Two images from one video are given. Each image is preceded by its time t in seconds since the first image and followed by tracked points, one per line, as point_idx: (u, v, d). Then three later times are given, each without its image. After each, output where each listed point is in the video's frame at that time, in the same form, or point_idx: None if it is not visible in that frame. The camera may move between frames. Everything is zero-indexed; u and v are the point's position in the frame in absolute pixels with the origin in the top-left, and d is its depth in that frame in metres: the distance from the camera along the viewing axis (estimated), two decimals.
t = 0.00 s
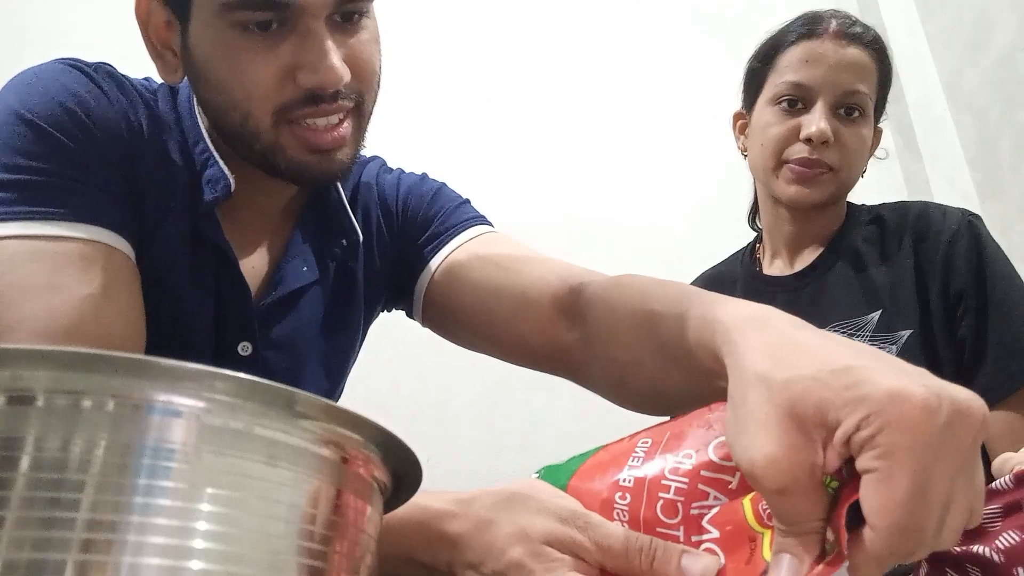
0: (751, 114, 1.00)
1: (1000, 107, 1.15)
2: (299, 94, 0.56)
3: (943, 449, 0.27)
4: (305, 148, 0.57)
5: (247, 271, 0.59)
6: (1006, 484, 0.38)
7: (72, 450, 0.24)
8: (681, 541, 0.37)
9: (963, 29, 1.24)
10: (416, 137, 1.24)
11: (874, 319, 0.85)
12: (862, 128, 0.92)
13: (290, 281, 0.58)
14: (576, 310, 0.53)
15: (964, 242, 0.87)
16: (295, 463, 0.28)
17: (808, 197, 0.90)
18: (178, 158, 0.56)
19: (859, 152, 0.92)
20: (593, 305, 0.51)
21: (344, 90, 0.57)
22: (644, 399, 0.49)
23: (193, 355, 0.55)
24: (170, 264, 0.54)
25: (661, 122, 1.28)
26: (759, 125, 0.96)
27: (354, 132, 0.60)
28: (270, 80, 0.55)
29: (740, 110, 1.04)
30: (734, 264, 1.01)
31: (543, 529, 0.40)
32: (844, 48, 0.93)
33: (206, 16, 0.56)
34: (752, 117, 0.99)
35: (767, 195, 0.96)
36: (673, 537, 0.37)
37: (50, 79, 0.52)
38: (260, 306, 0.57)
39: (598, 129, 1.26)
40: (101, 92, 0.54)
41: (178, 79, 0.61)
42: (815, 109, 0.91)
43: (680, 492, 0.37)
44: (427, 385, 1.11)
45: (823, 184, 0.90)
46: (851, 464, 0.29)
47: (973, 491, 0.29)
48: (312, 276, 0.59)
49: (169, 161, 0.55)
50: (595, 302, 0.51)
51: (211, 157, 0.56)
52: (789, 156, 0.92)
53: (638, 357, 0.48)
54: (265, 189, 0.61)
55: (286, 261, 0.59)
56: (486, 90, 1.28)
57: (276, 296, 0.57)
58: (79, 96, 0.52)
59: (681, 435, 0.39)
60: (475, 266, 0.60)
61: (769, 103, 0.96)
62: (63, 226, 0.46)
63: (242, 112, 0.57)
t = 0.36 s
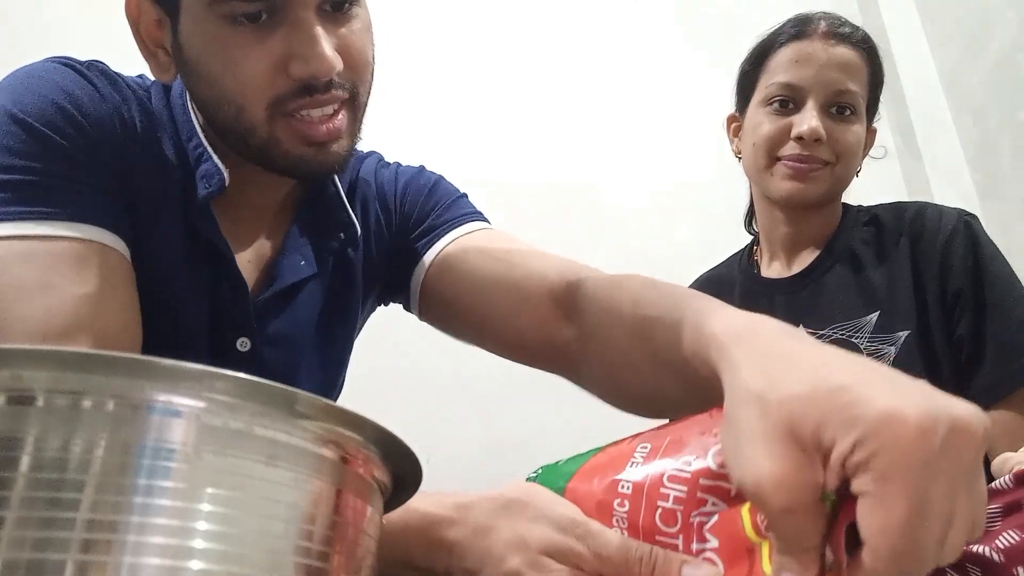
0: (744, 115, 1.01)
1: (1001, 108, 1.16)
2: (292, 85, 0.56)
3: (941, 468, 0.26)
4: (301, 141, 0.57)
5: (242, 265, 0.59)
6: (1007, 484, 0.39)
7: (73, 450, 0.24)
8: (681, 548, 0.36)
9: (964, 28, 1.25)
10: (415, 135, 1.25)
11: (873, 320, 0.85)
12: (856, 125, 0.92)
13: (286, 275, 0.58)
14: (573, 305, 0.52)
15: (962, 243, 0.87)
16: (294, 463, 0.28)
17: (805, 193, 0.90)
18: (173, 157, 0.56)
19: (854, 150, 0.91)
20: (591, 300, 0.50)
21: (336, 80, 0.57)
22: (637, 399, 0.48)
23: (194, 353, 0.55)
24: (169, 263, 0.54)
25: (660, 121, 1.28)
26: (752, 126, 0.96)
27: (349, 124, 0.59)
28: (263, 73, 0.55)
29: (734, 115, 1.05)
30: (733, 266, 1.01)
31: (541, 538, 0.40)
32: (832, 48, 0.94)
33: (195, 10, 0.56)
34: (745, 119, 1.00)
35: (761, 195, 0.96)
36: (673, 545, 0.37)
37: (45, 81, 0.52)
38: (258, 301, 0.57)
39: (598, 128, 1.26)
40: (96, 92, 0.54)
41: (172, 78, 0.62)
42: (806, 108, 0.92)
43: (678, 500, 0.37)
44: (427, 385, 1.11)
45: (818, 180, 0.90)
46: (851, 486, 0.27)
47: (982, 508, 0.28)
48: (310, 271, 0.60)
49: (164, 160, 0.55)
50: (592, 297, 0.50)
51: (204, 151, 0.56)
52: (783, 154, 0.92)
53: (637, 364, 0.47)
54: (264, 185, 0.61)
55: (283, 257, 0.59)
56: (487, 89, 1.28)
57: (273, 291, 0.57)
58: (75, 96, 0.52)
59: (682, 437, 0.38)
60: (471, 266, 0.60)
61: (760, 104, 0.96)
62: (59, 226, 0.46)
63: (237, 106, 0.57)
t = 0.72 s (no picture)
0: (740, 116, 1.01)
1: (1000, 108, 1.16)
2: (296, 75, 0.56)
3: (949, 427, 0.29)
4: (308, 132, 0.57)
5: (243, 263, 0.58)
6: (1006, 484, 0.39)
7: (72, 451, 0.24)
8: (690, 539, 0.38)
9: (964, 29, 1.25)
10: (415, 136, 1.24)
11: (872, 321, 0.85)
12: (850, 125, 0.92)
13: (284, 277, 0.58)
14: (574, 323, 0.52)
15: (961, 243, 0.87)
16: (294, 463, 0.28)
17: (800, 189, 0.90)
18: (174, 158, 0.56)
19: (847, 150, 0.91)
20: (595, 320, 0.50)
21: (338, 68, 0.57)
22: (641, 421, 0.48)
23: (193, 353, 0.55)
24: (169, 263, 0.54)
25: (660, 121, 1.28)
26: (747, 127, 0.96)
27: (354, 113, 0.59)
28: (266, 64, 0.55)
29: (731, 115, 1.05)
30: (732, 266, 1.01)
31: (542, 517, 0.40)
32: (825, 46, 0.93)
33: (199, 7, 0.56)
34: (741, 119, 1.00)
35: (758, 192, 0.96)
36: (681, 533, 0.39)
37: (47, 81, 0.52)
38: (258, 301, 0.57)
39: (598, 129, 1.26)
40: (98, 93, 0.54)
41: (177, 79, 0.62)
42: (801, 106, 0.92)
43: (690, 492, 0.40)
44: (428, 386, 1.12)
45: (811, 178, 0.90)
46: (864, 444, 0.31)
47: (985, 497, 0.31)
48: (308, 272, 0.60)
49: (165, 161, 0.56)
50: (596, 317, 0.50)
51: (206, 151, 0.56)
52: (777, 152, 0.92)
53: (642, 382, 0.47)
54: (267, 184, 0.61)
55: (282, 258, 0.59)
56: (486, 89, 1.28)
57: (273, 291, 0.57)
58: (77, 97, 0.52)
59: (700, 449, 0.42)
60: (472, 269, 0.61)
61: (754, 104, 0.96)
62: (61, 226, 0.46)
63: (241, 101, 0.56)
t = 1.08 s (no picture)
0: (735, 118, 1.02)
1: (999, 108, 1.16)
2: (305, 74, 0.56)
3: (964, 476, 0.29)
4: (318, 131, 0.57)
5: (248, 266, 0.58)
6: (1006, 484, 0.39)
7: (72, 451, 0.24)
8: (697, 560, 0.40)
9: (963, 28, 1.25)
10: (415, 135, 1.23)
11: (872, 321, 0.86)
12: (840, 124, 0.91)
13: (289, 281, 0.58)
14: (579, 332, 0.52)
15: (961, 242, 0.86)
16: (294, 463, 0.27)
17: (787, 188, 0.90)
18: (180, 158, 0.56)
19: (836, 143, 0.91)
20: (599, 331, 0.50)
21: (346, 66, 0.57)
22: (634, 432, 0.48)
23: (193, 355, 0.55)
24: (172, 265, 0.54)
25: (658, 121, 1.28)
26: (739, 128, 0.97)
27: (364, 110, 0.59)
28: (275, 62, 0.55)
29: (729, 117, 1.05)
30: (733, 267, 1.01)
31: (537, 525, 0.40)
32: (810, 47, 0.94)
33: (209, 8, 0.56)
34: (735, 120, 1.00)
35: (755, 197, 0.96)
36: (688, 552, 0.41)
37: (51, 82, 0.53)
38: (262, 304, 0.57)
39: (597, 129, 1.26)
40: (104, 94, 0.54)
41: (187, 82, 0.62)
42: (785, 105, 0.93)
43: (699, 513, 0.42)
44: (428, 387, 1.12)
45: (799, 175, 0.90)
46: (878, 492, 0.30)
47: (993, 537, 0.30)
48: (313, 277, 0.59)
49: (169, 162, 0.56)
50: (599, 329, 0.50)
51: (214, 153, 0.57)
52: (763, 150, 0.93)
53: (644, 395, 0.47)
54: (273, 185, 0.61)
55: (287, 260, 0.59)
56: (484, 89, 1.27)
57: (278, 294, 0.57)
58: (82, 98, 0.52)
59: (711, 475, 0.45)
60: (475, 272, 0.61)
61: (745, 106, 0.97)
62: (63, 225, 0.46)
63: (251, 102, 0.57)
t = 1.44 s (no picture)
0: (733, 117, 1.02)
1: (999, 110, 1.16)
2: (310, 70, 0.56)
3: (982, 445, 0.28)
4: (319, 124, 0.57)
5: (247, 265, 0.58)
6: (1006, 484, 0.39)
7: (72, 451, 0.24)
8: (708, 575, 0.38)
9: (963, 28, 1.25)
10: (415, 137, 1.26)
11: (870, 320, 0.85)
12: (835, 125, 0.92)
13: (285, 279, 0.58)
14: (584, 343, 0.52)
15: (957, 243, 0.86)
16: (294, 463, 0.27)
17: (783, 190, 0.90)
18: (179, 159, 0.56)
19: (835, 146, 0.91)
20: (606, 342, 0.50)
21: (352, 63, 0.57)
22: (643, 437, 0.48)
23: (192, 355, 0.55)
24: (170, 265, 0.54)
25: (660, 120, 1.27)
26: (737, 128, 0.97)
27: (365, 106, 0.59)
28: (280, 56, 0.55)
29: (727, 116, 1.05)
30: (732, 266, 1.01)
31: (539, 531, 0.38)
32: (809, 49, 0.94)
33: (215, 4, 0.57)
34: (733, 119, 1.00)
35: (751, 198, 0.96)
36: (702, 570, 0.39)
37: (51, 82, 0.52)
38: (260, 303, 0.57)
39: (597, 129, 1.26)
40: (104, 93, 0.54)
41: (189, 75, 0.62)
42: (783, 107, 0.93)
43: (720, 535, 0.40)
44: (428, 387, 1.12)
45: (796, 177, 0.90)
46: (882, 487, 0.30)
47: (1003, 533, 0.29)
48: (310, 276, 0.59)
49: (168, 162, 0.56)
50: (605, 338, 0.50)
51: (214, 154, 0.57)
52: (761, 152, 0.93)
53: (650, 403, 0.47)
54: (270, 186, 0.62)
55: (286, 260, 0.59)
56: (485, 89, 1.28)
57: (275, 294, 0.57)
58: (82, 97, 0.52)
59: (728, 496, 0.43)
60: (477, 277, 0.61)
61: (743, 106, 0.98)
62: (63, 225, 0.46)
63: (252, 95, 0.57)
